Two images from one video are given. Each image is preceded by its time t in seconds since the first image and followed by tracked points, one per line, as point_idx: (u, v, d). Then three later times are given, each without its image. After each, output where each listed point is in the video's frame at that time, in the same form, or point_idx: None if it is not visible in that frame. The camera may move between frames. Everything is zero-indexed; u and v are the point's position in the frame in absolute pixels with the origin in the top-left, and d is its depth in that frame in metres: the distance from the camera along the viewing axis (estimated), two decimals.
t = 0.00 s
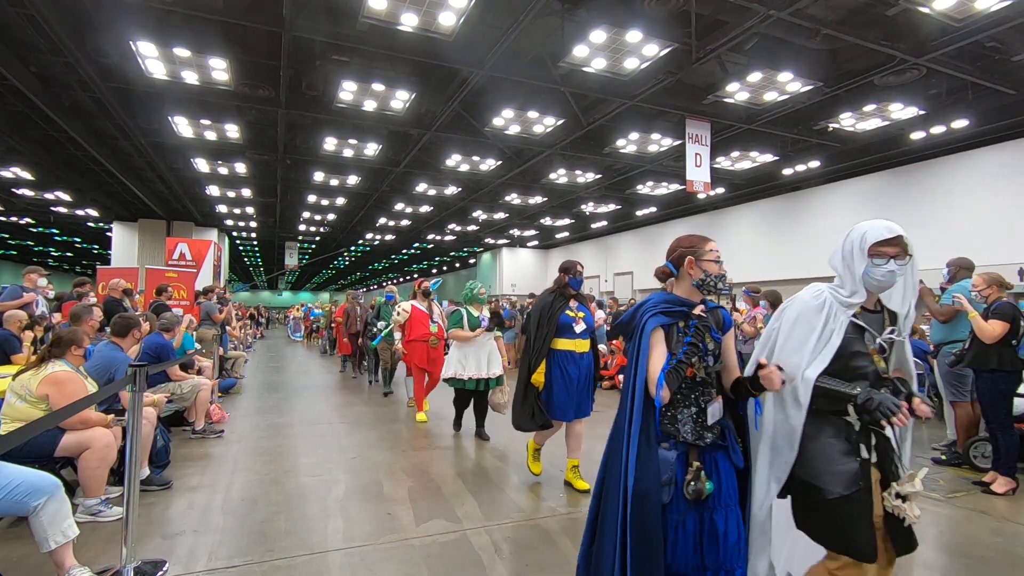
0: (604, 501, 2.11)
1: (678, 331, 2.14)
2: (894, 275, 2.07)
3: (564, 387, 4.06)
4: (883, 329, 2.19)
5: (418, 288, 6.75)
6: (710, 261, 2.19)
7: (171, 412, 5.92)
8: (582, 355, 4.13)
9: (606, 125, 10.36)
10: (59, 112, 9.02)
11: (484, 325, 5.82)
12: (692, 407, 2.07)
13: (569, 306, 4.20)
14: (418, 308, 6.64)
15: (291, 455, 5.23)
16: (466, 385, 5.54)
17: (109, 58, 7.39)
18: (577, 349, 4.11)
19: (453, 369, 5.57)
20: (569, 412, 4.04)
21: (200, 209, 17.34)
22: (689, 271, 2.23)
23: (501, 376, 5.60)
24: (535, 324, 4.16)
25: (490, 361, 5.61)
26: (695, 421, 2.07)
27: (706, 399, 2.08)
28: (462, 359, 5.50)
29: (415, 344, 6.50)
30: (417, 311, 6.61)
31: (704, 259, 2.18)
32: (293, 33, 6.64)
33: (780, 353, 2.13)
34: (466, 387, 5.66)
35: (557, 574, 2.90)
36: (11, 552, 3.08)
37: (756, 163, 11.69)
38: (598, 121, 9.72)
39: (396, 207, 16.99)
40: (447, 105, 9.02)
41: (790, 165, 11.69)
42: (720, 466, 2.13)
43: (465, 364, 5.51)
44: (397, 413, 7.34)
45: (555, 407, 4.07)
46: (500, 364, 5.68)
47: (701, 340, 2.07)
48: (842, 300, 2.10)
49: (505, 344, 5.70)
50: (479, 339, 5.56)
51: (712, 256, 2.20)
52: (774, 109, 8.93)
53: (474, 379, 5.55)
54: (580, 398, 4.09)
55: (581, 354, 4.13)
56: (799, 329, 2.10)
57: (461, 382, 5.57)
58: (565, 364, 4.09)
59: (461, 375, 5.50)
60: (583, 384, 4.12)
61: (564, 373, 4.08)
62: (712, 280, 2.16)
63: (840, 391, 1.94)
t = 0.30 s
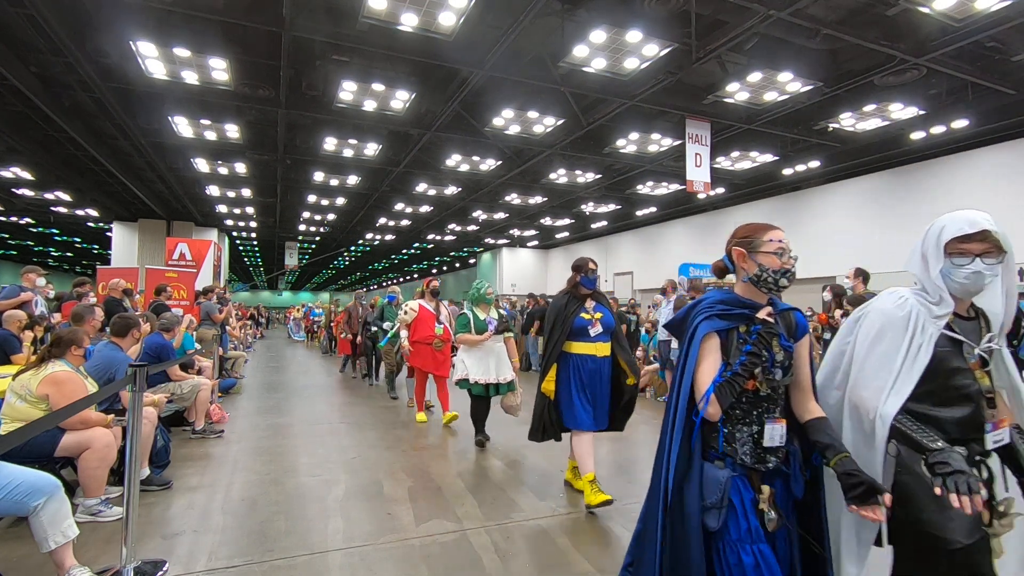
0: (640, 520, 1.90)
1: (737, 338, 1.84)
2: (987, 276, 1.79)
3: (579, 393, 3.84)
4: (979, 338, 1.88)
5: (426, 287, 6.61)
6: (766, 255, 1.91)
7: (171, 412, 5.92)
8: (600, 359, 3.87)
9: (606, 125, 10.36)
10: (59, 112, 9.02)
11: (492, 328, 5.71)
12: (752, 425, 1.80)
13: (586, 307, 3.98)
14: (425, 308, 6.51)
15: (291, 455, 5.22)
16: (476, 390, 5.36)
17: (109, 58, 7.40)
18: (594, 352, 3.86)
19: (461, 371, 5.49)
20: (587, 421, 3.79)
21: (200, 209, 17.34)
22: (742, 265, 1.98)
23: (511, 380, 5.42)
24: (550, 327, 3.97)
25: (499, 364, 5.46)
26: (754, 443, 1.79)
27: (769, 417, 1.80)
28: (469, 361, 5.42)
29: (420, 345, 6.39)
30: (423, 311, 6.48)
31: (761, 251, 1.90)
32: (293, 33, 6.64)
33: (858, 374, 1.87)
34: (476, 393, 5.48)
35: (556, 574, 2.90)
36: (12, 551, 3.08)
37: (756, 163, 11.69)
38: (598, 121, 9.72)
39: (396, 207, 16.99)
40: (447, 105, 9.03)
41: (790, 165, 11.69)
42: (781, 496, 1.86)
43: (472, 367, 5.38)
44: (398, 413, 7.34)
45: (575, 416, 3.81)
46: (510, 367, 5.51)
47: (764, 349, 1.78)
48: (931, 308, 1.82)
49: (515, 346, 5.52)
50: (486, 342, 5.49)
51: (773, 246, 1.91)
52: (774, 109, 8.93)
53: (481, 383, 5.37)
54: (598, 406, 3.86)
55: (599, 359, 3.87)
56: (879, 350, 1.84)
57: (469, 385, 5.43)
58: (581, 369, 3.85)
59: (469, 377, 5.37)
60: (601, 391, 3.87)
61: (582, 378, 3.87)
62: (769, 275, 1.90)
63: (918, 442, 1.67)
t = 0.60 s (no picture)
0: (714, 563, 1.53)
1: (842, 340, 1.44)
2: None
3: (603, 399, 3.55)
4: None
5: (436, 286, 6.38)
6: (876, 234, 1.52)
7: (171, 412, 5.92)
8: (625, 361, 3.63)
9: (606, 125, 10.36)
10: (59, 112, 9.02)
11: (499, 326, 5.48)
12: (858, 450, 1.43)
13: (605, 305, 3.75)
14: (434, 307, 6.31)
15: (291, 455, 5.22)
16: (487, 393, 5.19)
17: (109, 58, 7.39)
18: (618, 354, 3.62)
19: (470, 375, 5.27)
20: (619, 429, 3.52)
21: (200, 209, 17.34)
22: (842, 248, 1.59)
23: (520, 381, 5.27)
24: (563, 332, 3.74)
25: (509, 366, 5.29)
26: (862, 472, 1.41)
27: (879, 442, 1.44)
28: (477, 364, 5.19)
29: (428, 345, 6.19)
30: (432, 310, 6.29)
31: (869, 230, 1.52)
32: (294, 33, 6.65)
33: (962, 371, 1.41)
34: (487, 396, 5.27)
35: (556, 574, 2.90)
36: (11, 551, 3.08)
37: (756, 163, 11.69)
38: (598, 121, 9.72)
39: (396, 207, 16.99)
40: (447, 105, 9.04)
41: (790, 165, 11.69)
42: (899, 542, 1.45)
43: (482, 371, 5.16)
44: (398, 413, 7.34)
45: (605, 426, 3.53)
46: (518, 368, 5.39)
47: (879, 355, 1.39)
48: None
49: (522, 344, 5.09)
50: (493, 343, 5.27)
51: (887, 223, 1.53)
52: (774, 109, 8.93)
53: (493, 388, 5.20)
54: (628, 412, 3.58)
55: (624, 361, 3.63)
56: (989, 341, 1.37)
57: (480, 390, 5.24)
58: (605, 373, 3.59)
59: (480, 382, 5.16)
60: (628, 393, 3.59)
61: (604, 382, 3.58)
62: (882, 259, 1.50)
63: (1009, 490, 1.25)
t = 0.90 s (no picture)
0: None
1: None
2: None
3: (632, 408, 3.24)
4: None
5: (442, 285, 5.99)
6: None
7: (171, 412, 5.92)
8: (653, 366, 3.31)
9: (606, 125, 10.36)
10: (59, 112, 9.02)
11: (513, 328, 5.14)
12: None
13: (633, 305, 3.43)
14: (441, 308, 5.93)
15: (291, 455, 5.22)
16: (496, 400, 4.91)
17: (109, 58, 7.38)
18: (645, 360, 3.31)
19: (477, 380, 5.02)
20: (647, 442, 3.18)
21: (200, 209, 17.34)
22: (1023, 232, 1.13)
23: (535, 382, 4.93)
24: (591, 332, 3.42)
25: (521, 368, 4.98)
26: None
27: None
28: (486, 369, 4.95)
29: (437, 348, 5.82)
30: (439, 312, 5.91)
31: None
32: (293, 33, 6.65)
33: None
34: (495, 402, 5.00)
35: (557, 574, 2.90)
36: (11, 552, 3.08)
37: (756, 163, 11.69)
38: (598, 121, 9.71)
39: (396, 207, 16.99)
40: (447, 105, 9.04)
41: (790, 165, 11.69)
42: None
43: (491, 376, 4.91)
44: (396, 413, 7.35)
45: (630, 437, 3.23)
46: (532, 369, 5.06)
47: None
48: None
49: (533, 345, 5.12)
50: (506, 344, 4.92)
51: None
52: (774, 109, 8.93)
53: (503, 393, 4.91)
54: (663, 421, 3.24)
55: (652, 366, 3.32)
56: None
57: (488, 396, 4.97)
58: (635, 380, 3.27)
59: (489, 388, 4.90)
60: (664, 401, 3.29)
61: (633, 389, 3.26)
62: None
63: None
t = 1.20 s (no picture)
0: None
1: None
2: None
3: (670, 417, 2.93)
4: None
5: (447, 284, 5.66)
6: None
7: (171, 412, 5.92)
8: (697, 375, 2.98)
9: (606, 125, 10.36)
10: (59, 112, 9.02)
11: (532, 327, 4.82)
12: None
13: (679, 306, 3.08)
14: (448, 308, 5.55)
15: (291, 455, 5.22)
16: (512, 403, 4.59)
17: (109, 58, 7.38)
18: (689, 366, 2.98)
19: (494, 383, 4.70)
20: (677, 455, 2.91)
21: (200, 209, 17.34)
22: None
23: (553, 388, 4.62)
24: (632, 329, 3.05)
25: (541, 370, 4.67)
26: None
27: None
28: (504, 370, 4.64)
29: (444, 350, 5.43)
30: (446, 312, 5.53)
31: None
32: (293, 33, 6.65)
33: None
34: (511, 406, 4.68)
35: (556, 574, 2.90)
36: (11, 551, 3.08)
37: (756, 163, 11.70)
38: (598, 121, 9.71)
39: (396, 207, 16.99)
40: (447, 105, 9.03)
41: (790, 165, 11.68)
42: None
43: (509, 378, 4.61)
44: (395, 413, 7.34)
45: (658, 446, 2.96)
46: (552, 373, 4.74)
47: None
48: None
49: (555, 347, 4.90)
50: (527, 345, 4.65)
51: None
52: (774, 109, 8.93)
53: (521, 396, 4.59)
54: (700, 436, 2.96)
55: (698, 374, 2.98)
56: None
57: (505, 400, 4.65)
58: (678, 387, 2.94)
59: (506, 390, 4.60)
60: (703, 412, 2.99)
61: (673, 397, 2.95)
62: None
63: None
